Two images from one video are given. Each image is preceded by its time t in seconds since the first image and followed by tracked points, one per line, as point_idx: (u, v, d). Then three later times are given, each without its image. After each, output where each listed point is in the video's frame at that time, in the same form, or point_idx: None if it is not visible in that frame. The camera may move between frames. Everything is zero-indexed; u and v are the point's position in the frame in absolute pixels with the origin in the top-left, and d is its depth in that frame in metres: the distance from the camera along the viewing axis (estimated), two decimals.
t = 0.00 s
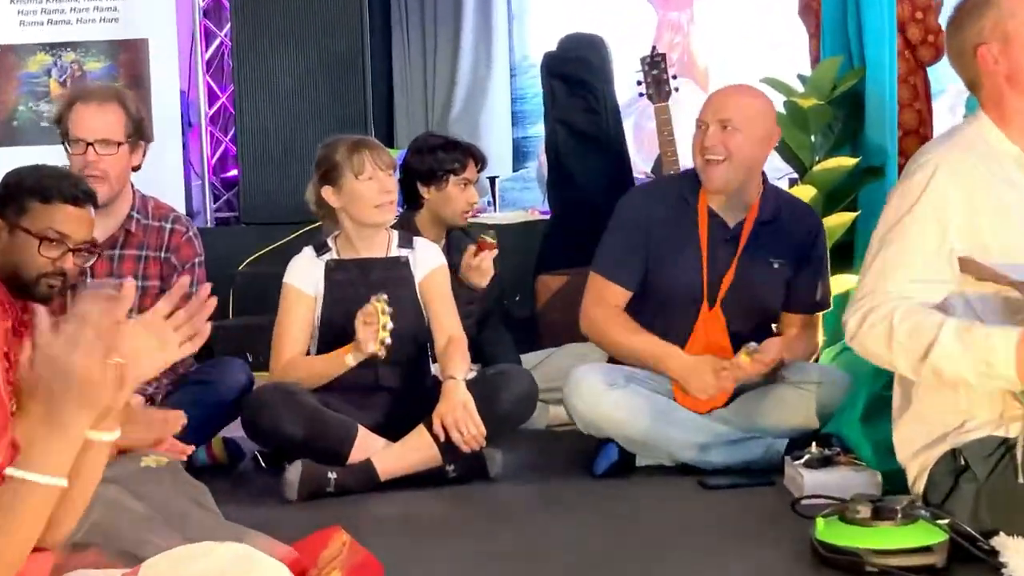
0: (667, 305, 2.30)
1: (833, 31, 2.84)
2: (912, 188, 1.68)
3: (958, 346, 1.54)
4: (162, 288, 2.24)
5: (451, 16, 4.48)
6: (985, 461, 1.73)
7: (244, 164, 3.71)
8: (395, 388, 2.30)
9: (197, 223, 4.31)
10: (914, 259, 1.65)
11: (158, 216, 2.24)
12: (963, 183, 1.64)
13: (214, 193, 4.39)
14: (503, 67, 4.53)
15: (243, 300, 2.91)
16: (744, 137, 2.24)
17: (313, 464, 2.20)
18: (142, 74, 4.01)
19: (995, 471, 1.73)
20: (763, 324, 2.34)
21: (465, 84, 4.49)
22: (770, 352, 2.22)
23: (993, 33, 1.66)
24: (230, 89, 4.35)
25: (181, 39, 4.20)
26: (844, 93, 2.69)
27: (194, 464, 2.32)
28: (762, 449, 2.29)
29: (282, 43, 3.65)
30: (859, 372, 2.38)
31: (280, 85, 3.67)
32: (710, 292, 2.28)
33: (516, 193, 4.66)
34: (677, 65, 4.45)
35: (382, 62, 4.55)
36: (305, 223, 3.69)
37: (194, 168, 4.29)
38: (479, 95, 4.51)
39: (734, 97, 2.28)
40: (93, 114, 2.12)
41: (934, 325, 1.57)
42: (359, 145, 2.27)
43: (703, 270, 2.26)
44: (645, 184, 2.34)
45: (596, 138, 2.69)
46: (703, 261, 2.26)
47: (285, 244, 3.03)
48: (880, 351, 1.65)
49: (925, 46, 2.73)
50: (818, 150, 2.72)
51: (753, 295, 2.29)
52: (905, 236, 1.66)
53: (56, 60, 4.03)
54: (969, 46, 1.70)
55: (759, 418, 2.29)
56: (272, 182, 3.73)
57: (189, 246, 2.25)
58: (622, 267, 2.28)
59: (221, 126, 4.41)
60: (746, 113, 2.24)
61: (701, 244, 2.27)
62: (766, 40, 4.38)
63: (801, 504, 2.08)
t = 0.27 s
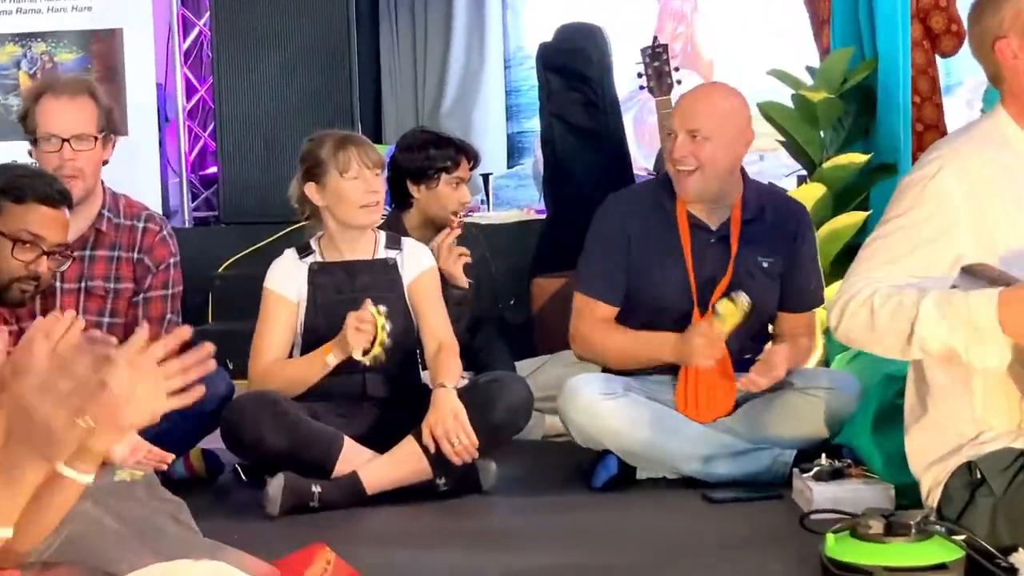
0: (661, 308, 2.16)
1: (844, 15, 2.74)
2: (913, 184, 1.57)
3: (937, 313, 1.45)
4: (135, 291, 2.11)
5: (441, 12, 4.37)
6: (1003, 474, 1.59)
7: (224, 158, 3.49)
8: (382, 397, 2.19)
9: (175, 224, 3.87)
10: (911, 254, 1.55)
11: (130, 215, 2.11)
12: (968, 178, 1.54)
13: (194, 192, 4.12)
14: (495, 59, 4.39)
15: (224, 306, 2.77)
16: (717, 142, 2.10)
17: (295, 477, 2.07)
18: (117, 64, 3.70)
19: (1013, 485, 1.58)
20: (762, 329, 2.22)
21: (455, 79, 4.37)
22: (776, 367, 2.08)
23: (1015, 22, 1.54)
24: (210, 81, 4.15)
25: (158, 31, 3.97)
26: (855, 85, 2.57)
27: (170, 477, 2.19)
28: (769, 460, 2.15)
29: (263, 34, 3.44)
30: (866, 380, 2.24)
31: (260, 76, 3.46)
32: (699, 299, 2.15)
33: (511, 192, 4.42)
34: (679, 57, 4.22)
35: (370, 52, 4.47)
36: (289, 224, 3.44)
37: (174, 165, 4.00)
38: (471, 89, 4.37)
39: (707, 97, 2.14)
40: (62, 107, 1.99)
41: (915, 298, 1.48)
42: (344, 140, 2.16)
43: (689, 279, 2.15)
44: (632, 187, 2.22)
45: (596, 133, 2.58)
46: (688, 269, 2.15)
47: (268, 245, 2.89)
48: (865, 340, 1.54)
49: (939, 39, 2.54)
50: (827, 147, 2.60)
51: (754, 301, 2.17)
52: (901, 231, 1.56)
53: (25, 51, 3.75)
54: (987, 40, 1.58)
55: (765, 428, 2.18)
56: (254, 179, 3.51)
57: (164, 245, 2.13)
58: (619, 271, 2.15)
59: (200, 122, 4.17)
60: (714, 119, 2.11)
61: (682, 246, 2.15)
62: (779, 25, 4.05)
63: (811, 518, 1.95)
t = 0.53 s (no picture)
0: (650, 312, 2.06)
1: (852, 5, 2.62)
2: (925, 185, 1.45)
3: (966, 325, 1.30)
4: (102, 293, 2.01)
5: None
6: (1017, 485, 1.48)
7: (201, 159, 3.06)
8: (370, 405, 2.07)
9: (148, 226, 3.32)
10: (928, 258, 1.41)
11: (93, 213, 2.01)
12: (982, 177, 1.42)
13: (171, 189, 3.57)
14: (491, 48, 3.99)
15: (202, 310, 2.64)
16: (659, 119, 2.05)
17: (278, 489, 1.94)
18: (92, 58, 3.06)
19: None
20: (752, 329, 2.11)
21: (449, 70, 3.95)
22: (767, 368, 1.96)
23: None
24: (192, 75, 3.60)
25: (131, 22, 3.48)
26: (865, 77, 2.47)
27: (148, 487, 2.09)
28: (775, 470, 2.05)
29: (240, 23, 3.03)
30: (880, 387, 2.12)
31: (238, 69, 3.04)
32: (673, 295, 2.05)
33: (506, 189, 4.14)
34: (682, 48, 4.03)
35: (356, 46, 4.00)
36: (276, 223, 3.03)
37: (150, 161, 3.46)
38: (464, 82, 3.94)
39: (650, 82, 2.10)
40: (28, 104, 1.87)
41: (938, 304, 1.33)
42: (325, 137, 2.04)
43: (662, 282, 2.05)
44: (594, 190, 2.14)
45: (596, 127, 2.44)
46: (660, 270, 2.05)
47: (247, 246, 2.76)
48: (885, 352, 1.39)
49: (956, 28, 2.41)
50: (837, 142, 2.49)
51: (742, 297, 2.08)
52: (917, 235, 1.42)
53: None
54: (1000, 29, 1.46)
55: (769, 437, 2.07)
56: (239, 183, 3.08)
57: (130, 244, 2.03)
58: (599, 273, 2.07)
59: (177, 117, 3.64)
60: (653, 97, 2.06)
61: (648, 243, 2.06)
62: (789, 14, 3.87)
63: (819, 532, 1.83)
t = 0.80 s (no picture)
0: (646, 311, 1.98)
1: None
2: (944, 182, 1.35)
3: (1014, 379, 1.22)
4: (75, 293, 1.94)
5: None
6: None
7: (178, 150, 2.97)
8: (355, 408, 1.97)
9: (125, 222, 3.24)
10: (953, 271, 1.30)
11: (65, 209, 1.94)
12: (1000, 172, 1.32)
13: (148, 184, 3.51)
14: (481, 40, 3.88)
15: (183, 310, 2.56)
16: (633, 123, 1.95)
17: (260, 496, 1.83)
18: (65, 48, 2.93)
19: None
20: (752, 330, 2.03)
21: (438, 59, 3.83)
22: (768, 370, 1.82)
23: None
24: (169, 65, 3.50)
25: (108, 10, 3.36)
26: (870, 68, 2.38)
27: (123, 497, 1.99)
28: (776, 475, 1.96)
29: (222, 13, 2.94)
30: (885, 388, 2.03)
31: (220, 60, 2.95)
32: (660, 295, 1.98)
33: (497, 185, 4.04)
34: (680, 38, 3.91)
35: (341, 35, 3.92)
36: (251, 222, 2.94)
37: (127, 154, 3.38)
38: (453, 76, 3.81)
39: (627, 77, 1.99)
40: None
41: (985, 349, 1.24)
42: (294, 134, 1.94)
43: (650, 286, 1.98)
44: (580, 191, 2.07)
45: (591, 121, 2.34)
46: (647, 272, 1.98)
47: (228, 243, 2.68)
48: (916, 379, 1.31)
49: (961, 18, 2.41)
50: (841, 134, 2.41)
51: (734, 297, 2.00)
52: (932, 233, 1.33)
53: None
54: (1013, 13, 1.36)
55: (771, 440, 1.99)
56: (220, 174, 2.99)
57: (104, 241, 1.95)
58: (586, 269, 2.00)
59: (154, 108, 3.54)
60: (627, 97, 1.96)
61: (633, 244, 1.99)
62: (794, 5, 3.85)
63: (822, 541, 1.75)
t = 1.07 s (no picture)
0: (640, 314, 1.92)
1: None
2: (931, 174, 1.29)
3: (957, 314, 1.18)
4: (55, 296, 1.88)
5: None
6: None
7: (162, 150, 2.92)
8: (341, 416, 1.92)
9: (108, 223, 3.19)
10: (926, 253, 1.26)
11: (46, 210, 1.88)
12: (989, 169, 1.26)
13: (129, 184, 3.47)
14: (470, 38, 3.87)
15: (166, 312, 2.52)
16: (669, 132, 1.87)
17: (244, 505, 1.77)
18: (46, 44, 2.89)
19: None
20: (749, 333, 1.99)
21: (427, 51, 3.83)
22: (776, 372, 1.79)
23: None
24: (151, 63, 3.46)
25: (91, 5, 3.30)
26: (868, 67, 2.33)
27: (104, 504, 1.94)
28: (772, 485, 1.92)
29: (207, 9, 2.89)
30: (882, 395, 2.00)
31: (205, 56, 2.90)
32: (675, 302, 1.92)
33: (488, 186, 3.97)
34: (674, 36, 3.85)
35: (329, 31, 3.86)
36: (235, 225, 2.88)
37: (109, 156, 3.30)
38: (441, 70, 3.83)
39: (669, 81, 1.92)
40: None
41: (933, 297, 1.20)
42: (274, 135, 1.89)
43: (661, 283, 1.91)
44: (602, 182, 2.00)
45: (584, 120, 2.29)
46: (664, 276, 1.91)
47: (212, 245, 2.63)
48: (877, 350, 1.25)
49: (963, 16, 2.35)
50: (838, 135, 2.37)
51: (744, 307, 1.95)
52: (928, 230, 1.26)
53: None
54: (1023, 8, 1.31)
55: (765, 448, 1.94)
56: (203, 173, 2.94)
57: (86, 243, 1.90)
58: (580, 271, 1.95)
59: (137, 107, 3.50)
60: (665, 104, 1.89)
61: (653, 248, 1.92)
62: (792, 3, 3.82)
63: (820, 548, 1.69)
